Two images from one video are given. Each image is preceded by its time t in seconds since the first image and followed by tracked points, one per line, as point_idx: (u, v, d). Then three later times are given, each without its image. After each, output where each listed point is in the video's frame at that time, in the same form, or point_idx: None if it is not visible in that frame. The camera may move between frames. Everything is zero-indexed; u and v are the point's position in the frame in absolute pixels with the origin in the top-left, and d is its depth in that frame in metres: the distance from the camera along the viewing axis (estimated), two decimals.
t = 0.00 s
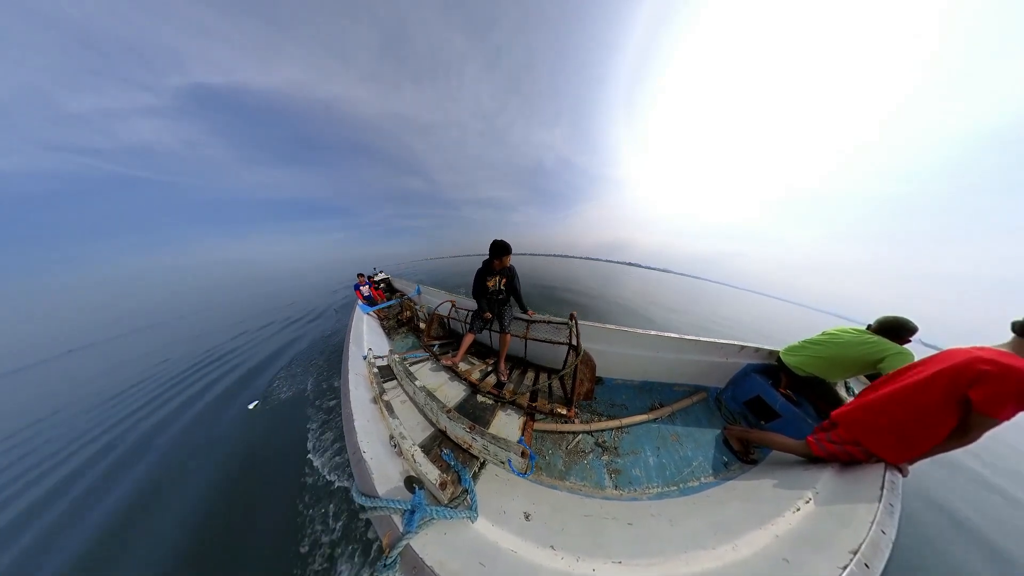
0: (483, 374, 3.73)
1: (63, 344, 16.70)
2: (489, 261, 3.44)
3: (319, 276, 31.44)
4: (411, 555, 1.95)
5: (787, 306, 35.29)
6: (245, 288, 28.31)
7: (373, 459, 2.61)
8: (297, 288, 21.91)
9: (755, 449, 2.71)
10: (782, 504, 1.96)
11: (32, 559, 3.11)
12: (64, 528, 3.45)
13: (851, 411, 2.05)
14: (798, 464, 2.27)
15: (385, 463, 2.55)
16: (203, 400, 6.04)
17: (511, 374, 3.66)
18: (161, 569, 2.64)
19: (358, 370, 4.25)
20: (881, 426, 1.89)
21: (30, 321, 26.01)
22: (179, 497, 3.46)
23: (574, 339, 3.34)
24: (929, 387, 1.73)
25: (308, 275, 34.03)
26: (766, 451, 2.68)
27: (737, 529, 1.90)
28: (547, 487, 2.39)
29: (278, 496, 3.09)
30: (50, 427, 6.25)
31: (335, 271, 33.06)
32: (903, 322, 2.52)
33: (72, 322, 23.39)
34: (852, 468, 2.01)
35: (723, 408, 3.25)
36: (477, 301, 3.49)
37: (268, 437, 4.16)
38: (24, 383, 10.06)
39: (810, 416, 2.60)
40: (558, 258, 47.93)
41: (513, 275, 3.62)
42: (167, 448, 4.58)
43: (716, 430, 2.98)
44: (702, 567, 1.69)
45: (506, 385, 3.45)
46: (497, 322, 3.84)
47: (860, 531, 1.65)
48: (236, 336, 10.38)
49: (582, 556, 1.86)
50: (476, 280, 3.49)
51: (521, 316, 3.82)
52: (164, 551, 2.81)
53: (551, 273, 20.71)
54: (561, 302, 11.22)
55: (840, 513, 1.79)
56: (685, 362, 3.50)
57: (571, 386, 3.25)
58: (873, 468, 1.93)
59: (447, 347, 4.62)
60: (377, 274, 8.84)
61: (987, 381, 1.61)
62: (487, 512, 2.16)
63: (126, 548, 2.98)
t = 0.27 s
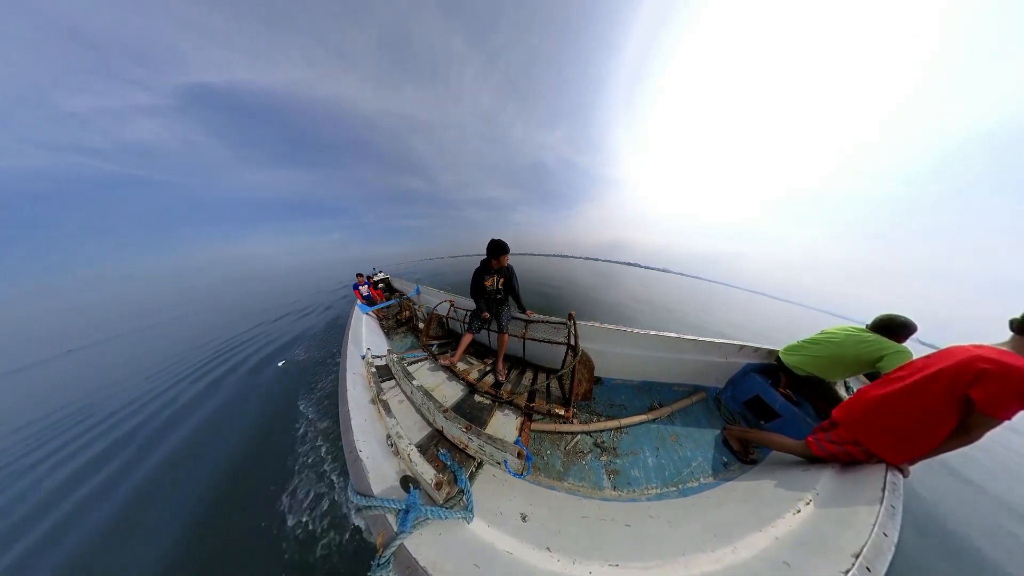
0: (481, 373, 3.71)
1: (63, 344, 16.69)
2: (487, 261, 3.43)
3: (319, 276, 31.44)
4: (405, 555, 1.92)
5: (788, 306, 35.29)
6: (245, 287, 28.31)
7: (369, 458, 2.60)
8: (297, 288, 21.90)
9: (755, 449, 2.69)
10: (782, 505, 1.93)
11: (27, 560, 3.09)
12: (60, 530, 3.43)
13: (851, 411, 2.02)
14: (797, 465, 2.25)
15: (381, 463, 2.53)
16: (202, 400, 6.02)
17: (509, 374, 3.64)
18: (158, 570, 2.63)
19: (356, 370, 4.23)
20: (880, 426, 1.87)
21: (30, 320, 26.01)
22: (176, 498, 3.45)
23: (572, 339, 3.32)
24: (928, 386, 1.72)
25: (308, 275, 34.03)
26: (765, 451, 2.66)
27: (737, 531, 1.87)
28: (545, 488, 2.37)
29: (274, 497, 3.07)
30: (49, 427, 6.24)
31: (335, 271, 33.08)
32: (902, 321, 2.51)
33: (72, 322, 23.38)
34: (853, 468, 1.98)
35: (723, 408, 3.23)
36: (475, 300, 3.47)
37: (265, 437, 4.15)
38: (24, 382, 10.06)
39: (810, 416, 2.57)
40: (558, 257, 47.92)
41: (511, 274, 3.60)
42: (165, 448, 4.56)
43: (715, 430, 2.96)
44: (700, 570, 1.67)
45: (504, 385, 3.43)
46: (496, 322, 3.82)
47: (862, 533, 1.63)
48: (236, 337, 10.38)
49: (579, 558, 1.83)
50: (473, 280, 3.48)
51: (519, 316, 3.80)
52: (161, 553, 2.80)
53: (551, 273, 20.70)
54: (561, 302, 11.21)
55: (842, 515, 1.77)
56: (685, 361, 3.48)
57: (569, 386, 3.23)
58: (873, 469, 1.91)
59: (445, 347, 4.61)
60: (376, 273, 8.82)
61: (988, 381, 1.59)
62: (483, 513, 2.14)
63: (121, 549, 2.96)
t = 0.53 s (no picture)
0: (481, 374, 3.73)
1: (62, 344, 16.68)
2: (487, 262, 3.45)
3: (319, 276, 31.42)
4: (408, 555, 1.95)
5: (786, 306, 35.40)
6: (245, 287, 28.29)
7: (371, 459, 2.62)
8: (297, 288, 21.89)
9: (752, 449, 2.71)
10: (778, 504, 1.96)
11: (30, 558, 3.11)
12: (63, 528, 3.45)
13: (848, 411, 2.04)
14: (794, 464, 2.27)
15: (383, 464, 2.56)
16: (202, 400, 6.05)
17: (509, 375, 3.67)
18: (160, 568, 2.65)
19: (357, 371, 4.25)
20: (878, 427, 1.90)
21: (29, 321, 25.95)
22: (178, 497, 3.47)
23: (572, 339, 3.34)
24: (927, 388, 1.74)
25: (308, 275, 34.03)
26: (763, 451, 2.69)
27: (733, 530, 1.90)
28: (544, 488, 2.40)
29: (275, 496, 3.10)
30: (50, 426, 6.25)
31: (335, 271, 33.11)
32: (897, 321, 2.54)
33: (72, 322, 23.37)
34: (848, 468, 2.01)
35: (722, 408, 3.26)
36: (475, 301, 3.50)
37: (265, 438, 4.17)
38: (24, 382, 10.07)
39: (807, 416, 2.60)
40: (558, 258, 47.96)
41: (511, 275, 3.62)
42: (166, 448, 4.58)
43: (714, 430, 2.99)
44: (698, 567, 1.69)
45: (504, 386, 3.45)
46: (496, 323, 3.85)
47: (856, 531, 1.66)
48: (236, 337, 10.39)
49: (579, 556, 1.86)
50: (474, 281, 3.50)
51: (519, 317, 3.82)
52: (162, 551, 2.82)
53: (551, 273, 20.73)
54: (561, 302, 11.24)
55: (836, 513, 1.80)
56: (683, 362, 3.50)
57: (569, 387, 3.25)
58: (869, 468, 1.94)
59: (445, 347, 4.63)
60: (376, 273, 8.84)
61: (987, 384, 1.61)
62: (484, 512, 2.17)
63: (124, 547, 2.98)
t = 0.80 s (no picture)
0: (481, 374, 3.74)
1: (62, 343, 16.66)
2: (487, 262, 3.45)
3: (319, 276, 31.41)
4: (407, 555, 1.95)
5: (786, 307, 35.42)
6: (245, 287, 28.28)
7: (371, 460, 2.62)
8: (297, 288, 21.87)
9: (752, 449, 2.72)
10: (777, 505, 1.96)
11: (29, 555, 3.10)
12: (61, 526, 3.45)
13: (848, 412, 2.04)
14: (793, 465, 2.28)
15: (383, 464, 2.56)
16: (202, 399, 6.04)
17: (509, 375, 3.67)
18: (157, 567, 2.64)
19: (357, 371, 4.26)
20: (878, 428, 1.89)
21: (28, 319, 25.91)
22: (177, 496, 3.47)
23: (572, 340, 3.34)
24: (930, 390, 1.73)
25: (308, 275, 34.01)
26: (762, 451, 2.70)
27: (732, 531, 1.90)
28: (543, 488, 2.40)
29: (273, 496, 3.09)
30: (48, 425, 6.24)
31: (335, 271, 33.11)
32: (887, 319, 2.56)
33: (72, 321, 23.37)
34: (847, 469, 2.02)
35: (721, 409, 3.26)
36: (475, 302, 3.51)
37: (264, 437, 4.16)
38: (24, 381, 10.06)
39: (806, 417, 2.61)
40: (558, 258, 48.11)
41: (511, 275, 3.62)
42: (165, 446, 4.57)
43: (713, 430, 2.99)
44: (697, 568, 1.69)
45: (504, 387, 3.46)
46: (496, 323, 3.85)
47: (854, 532, 1.66)
48: (235, 336, 10.37)
49: (578, 557, 1.86)
50: (474, 281, 3.51)
51: (519, 317, 3.82)
52: (159, 550, 2.81)
53: (551, 273, 20.75)
54: (561, 303, 11.25)
55: (835, 514, 1.80)
56: (683, 362, 3.51)
57: (569, 387, 3.25)
58: (868, 469, 1.94)
59: (445, 347, 4.63)
60: (376, 273, 8.84)
61: (990, 387, 1.61)
62: (484, 513, 2.17)
63: (123, 545, 2.98)
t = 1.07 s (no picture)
0: (481, 374, 3.74)
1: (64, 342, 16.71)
2: (487, 262, 3.45)
3: (319, 275, 31.43)
4: (407, 555, 1.95)
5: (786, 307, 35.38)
6: (246, 287, 28.35)
7: (370, 459, 2.62)
8: (298, 287, 21.89)
9: (752, 450, 2.71)
10: (777, 506, 1.96)
11: (29, 554, 3.11)
12: (61, 525, 3.45)
13: (849, 413, 2.04)
14: (793, 466, 2.27)
15: (382, 464, 2.57)
16: (202, 398, 6.04)
17: (509, 376, 3.67)
18: (156, 566, 2.64)
19: (357, 370, 4.26)
20: (877, 429, 1.89)
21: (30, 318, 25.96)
22: (177, 495, 3.47)
23: (572, 340, 3.34)
24: (932, 391, 1.73)
25: (308, 275, 34.01)
26: (762, 452, 2.69)
27: (732, 531, 1.90)
28: (543, 488, 2.40)
29: (272, 496, 3.09)
30: (49, 424, 6.24)
31: (335, 271, 33.15)
32: (877, 315, 2.56)
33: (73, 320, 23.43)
34: (848, 470, 2.01)
35: (721, 409, 3.25)
36: (474, 302, 3.51)
37: (263, 437, 4.16)
38: (25, 380, 10.07)
39: (807, 418, 2.60)
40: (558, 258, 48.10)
41: (511, 275, 3.62)
42: (165, 446, 4.57)
43: (713, 431, 2.99)
44: (696, 569, 1.69)
45: (503, 387, 3.45)
46: (496, 323, 3.85)
47: (854, 534, 1.66)
48: (236, 336, 10.38)
49: (577, 557, 1.86)
50: (473, 281, 3.51)
51: (519, 317, 3.82)
52: (159, 549, 2.81)
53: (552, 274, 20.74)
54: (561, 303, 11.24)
55: (835, 515, 1.80)
56: (683, 363, 3.51)
57: (568, 387, 3.25)
58: (868, 470, 1.94)
59: (445, 347, 4.63)
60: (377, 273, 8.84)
61: (993, 388, 1.61)
62: (483, 513, 2.17)
63: (124, 544, 2.98)
